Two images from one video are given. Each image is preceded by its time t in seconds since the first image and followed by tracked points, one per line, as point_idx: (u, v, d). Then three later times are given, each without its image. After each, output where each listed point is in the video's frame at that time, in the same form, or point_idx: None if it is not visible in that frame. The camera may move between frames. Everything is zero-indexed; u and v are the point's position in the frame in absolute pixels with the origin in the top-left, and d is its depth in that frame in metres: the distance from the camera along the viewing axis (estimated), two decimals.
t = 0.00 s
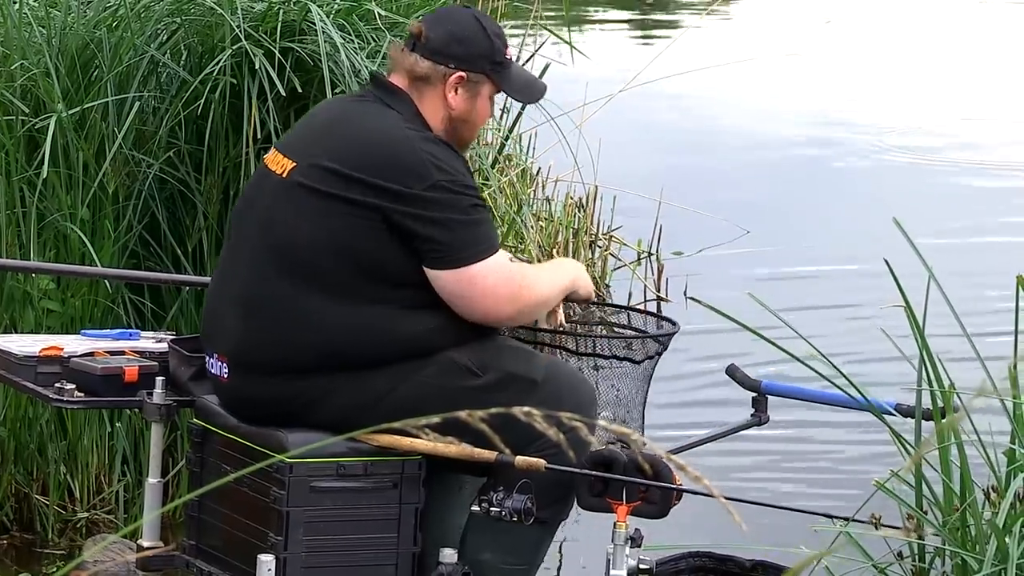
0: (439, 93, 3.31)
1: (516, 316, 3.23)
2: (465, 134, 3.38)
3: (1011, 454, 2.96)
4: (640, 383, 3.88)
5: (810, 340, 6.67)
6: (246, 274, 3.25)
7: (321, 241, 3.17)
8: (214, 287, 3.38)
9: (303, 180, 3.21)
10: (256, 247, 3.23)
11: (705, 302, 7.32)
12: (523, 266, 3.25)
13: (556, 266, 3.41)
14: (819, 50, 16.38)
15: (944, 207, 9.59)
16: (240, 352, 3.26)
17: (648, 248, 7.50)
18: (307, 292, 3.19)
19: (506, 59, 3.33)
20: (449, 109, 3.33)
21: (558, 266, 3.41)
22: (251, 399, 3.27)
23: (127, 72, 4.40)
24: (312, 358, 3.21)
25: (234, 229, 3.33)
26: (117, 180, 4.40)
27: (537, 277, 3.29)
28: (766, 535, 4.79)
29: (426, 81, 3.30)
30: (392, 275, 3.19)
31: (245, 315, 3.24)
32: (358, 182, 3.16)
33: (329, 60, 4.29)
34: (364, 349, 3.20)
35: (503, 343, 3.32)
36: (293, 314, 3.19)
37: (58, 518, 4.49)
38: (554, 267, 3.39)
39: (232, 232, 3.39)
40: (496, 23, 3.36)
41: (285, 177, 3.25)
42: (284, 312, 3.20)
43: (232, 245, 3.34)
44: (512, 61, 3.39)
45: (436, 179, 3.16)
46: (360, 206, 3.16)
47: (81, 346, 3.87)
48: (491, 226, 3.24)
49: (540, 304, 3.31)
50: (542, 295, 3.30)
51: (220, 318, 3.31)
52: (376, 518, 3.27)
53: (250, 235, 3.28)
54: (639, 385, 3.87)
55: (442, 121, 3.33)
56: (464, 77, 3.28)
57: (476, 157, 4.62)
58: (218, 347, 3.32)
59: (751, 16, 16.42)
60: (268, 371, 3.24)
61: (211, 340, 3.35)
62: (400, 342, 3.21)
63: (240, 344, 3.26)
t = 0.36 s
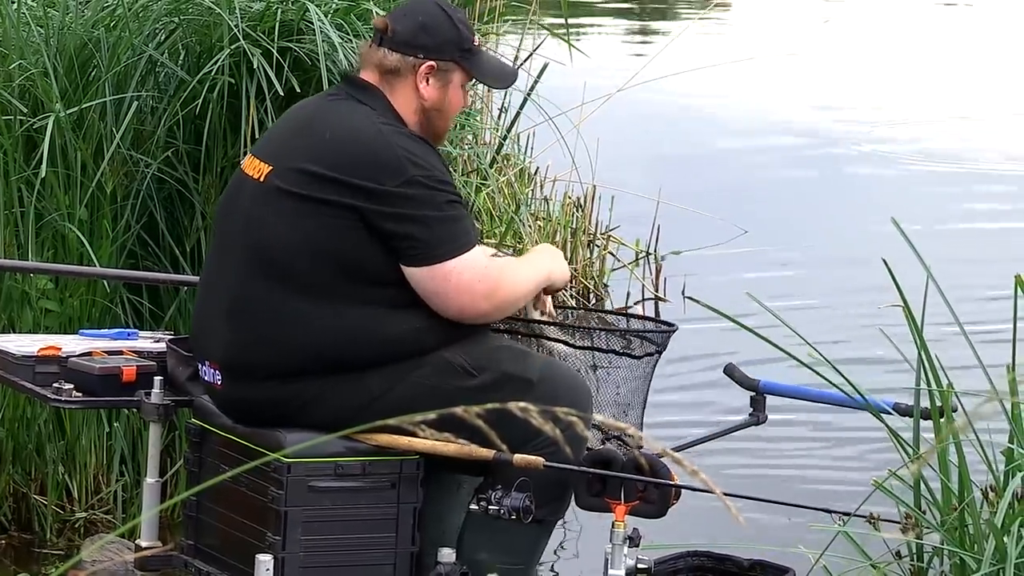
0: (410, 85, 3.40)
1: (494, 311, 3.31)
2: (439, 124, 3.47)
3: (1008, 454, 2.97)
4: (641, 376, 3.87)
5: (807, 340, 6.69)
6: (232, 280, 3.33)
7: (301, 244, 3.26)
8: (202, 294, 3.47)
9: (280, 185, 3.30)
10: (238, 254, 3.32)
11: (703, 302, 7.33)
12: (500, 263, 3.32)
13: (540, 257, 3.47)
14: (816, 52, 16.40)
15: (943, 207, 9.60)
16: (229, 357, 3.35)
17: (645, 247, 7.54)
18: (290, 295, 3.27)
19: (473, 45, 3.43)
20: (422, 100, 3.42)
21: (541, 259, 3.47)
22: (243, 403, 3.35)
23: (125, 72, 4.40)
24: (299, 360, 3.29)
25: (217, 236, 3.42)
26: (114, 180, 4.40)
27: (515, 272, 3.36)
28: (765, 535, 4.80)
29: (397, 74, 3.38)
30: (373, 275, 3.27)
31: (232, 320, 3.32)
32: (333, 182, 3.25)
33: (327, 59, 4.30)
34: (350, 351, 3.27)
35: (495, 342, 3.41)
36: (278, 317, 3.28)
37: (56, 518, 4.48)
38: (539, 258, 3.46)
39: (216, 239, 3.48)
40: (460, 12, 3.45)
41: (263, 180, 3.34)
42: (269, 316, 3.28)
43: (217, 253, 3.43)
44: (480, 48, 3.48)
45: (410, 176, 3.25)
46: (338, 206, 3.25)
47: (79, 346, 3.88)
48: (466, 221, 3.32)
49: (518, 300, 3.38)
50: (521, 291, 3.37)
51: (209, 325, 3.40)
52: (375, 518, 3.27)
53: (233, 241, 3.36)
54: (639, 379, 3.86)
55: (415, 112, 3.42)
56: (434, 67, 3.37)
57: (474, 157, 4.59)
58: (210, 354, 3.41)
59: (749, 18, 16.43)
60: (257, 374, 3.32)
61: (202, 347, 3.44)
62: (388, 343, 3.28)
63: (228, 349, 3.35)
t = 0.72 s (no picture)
0: (409, 86, 3.42)
1: (491, 314, 3.34)
2: (436, 128, 3.49)
3: (1008, 455, 2.97)
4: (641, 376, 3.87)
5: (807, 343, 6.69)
6: (230, 281, 3.35)
7: (300, 245, 3.28)
8: (200, 295, 3.49)
9: (280, 185, 3.32)
10: (236, 255, 3.34)
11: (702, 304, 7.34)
12: (499, 269, 3.35)
13: (535, 273, 3.53)
14: (816, 54, 16.42)
15: (942, 208, 9.60)
16: (228, 358, 3.37)
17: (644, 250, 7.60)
18: (289, 296, 3.29)
19: (474, 51, 3.46)
20: (420, 102, 3.44)
21: (535, 273, 3.53)
22: (243, 403, 3.37)
23: (125, 74, 4.39)
24: (298, 361, 3.31)
25: (215, 238, 3.44)
26: (114, 181, 4.40)
27: (514, 280, 3.40)
28: (765, 536, 4.80)
29: (397, 74, 3.41)
30: (373, 275, 3.29)
31: (231, 321, 3.34)
32: (332, 183, 3.27)
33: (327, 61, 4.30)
34: (349, 351, 3.30)
35: (495, 343, 3.43)
36: (277, 317, 3.30)
37: (56, 520, 4.48)
38: (535, 273, 3.53)
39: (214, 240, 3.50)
40: (463, 19, 3.49)
41: (262, 182, 3.37)
42: (268, 317, 3.30)
43: (215, 254, 3.45)
44: (480, 56, 3.51)
45: (409, 176, 3.27)
46: (337, 207, 3.27)
47: (79, 347, 3.88)
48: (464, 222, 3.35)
49: (515, 307, 3.41)
50: (518, 298, 3.41)
51: (208, 326, 3.42)
52: (374, 520, 3.27)
53: (231, 242, 3.38)
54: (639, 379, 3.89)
55: (413, 113, 3.44)
56: (434, 69, 3.39)
57: (473, 158, 4.58)
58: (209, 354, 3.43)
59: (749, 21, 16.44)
60: (256, 374, 3.34)
61: (200, 347, 3.46)
62: (390, 344, 3.31)
63: (228, 350, 3.36)
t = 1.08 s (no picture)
0: (414, 100, 3.44)
1: (493, 327, 3.36)
2: (441, 143, 3.50)
3: (1007, 469, 2.98)
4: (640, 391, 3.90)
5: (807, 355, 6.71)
6: (233, 295, 3.35)
7: (304, 259, 3.28)
8: (202, 308, 3.49)
9: (283, 199, 3.32)
10: (239, 268, 3.34)
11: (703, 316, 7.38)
12: (501, 283, 3.37)
13: (536, 291, 3.56)
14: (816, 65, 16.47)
15: (941, 219, 9.64)
16: (230, 372, 3.37)
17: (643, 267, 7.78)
18: (292, 310, 3.29)
19: (480, 68, 3.47)
20: (425, 117, 3.45)
21: (536, 291, 3.56)
22: (245, 417, 3.37)
23: (125, 87, 4.39)
24: (301, 374, 3.31)
25: (217, 251, 3.44)
26: (114, 196, 4.40)
27: (514, 293, 3.42)
28: (765, 551, 4.82)
29: (402, 87, 3.42)
30: (376, 289, 3.30)
31: (234, 334, 3.34)
32: (336, 196, 3.28)
33: (327, 75, 4.30)
34: (350, 365, 3.30)
35: (497, 357, 3.45)
36: (279, 331, 3.30)
37: (56, 535, 4.49)
38: (536, 291, 3.56)
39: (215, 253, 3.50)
40: (471, 35, 3.50)
41: (264, 195, 3.37)
42: (271, 330, 3.30)
43: (216, 267, 3.45)
44: (487, 72, 3.52)
45: (412, 189, 3.28)
46: (340, 221, 3.28)
47: (80, 361, 3.88)
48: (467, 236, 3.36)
49: (516, 320, 3.43)
50: (519, 311, 3.43)
51: (209, 339, 3.41)
52: (374, 534, 3.28)
53: (233, 255, 3.38)
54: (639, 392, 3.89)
55: (416, 128, 3.45)
56: (440, 83, 3.41)
57: (474, 173, 4.59)
58: (210, 367, 3.42)
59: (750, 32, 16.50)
60: (258, 388, 3.34)
61: (201, 361, 3.45)
62: (393, 358, 3.32)
63: (231, 363, 3.36)
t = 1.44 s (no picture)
0: (413, 121, 3.43)
1: (492, 349, 3.35)
2: (440, 166, 3.49)
3: (1006, 489, 2.97)
4: (641, 410, 3.89)
5: (807, 375, 6.73)
6: (233, 316, 3.35)
7: (304, 281, 3.28)
8: (202, 328, 3.49)
9: (283, 220, 3.32)
10: (240, 289, 3.34)
11: (704, 336, 7.44)
12: (501, 305, 3.37)
13: (532, 312, 3.57)
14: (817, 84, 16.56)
15: (940, 238, 9.67)
16: (230, 392, 3.37)
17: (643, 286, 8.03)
18: (293, 331, 3.29)
19: (480, 91, 3.47)
20: (424, 138, 3.44)
21: (532, 314, 3.57)
22: (246, 438, 3.37)
23: (125, 108, 4.39)
24: (301, 396, 3.32)
25: (217, 272, 3.44)
26: (115, 217, 4.40)
27: (513, 314, 3.42)
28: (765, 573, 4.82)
29: (402, 108, 3.42)
30: (376, 310, 3.30)
31: (234, 355, 3.34)
32: (336, 218, 3.28)
33: (327, 97, 4.30)
34: (350, 387, 3.30)
35: (498, 378, 3.45)
36: (279, 352, 3.30)
37: (57, 555, 4.49)
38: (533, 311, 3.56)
39: (216, 272, 3.50)
40: (473, 58, 3.50)
41: (264, 217, 3.37)
42: (271, 352, 3.30)
43: (216, 288, 3.45)
44: (488, 96, 3.52)
45: (412, 211, 3.27)
46: (341, 242, 3.27)
47: (80, 382, 3.86)
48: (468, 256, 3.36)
49: (514, 340, 3.43)
50: (517, 332, 3.43)
51: (210, 360, 3.42)
52: (375, 555, 3.28)
53: (233, 276, 3.38)
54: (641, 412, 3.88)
55: (416, 149, 3.44)
56: (440, 105, 3.40)
57: (474, 194, 4.60)
58: (211, 388, 3.43)
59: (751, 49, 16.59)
60: (259, 409, 3.34)
61: (202, 381, 3.46)
62: (393, 379, 3.32)
63: (231, 384, 3.36)
